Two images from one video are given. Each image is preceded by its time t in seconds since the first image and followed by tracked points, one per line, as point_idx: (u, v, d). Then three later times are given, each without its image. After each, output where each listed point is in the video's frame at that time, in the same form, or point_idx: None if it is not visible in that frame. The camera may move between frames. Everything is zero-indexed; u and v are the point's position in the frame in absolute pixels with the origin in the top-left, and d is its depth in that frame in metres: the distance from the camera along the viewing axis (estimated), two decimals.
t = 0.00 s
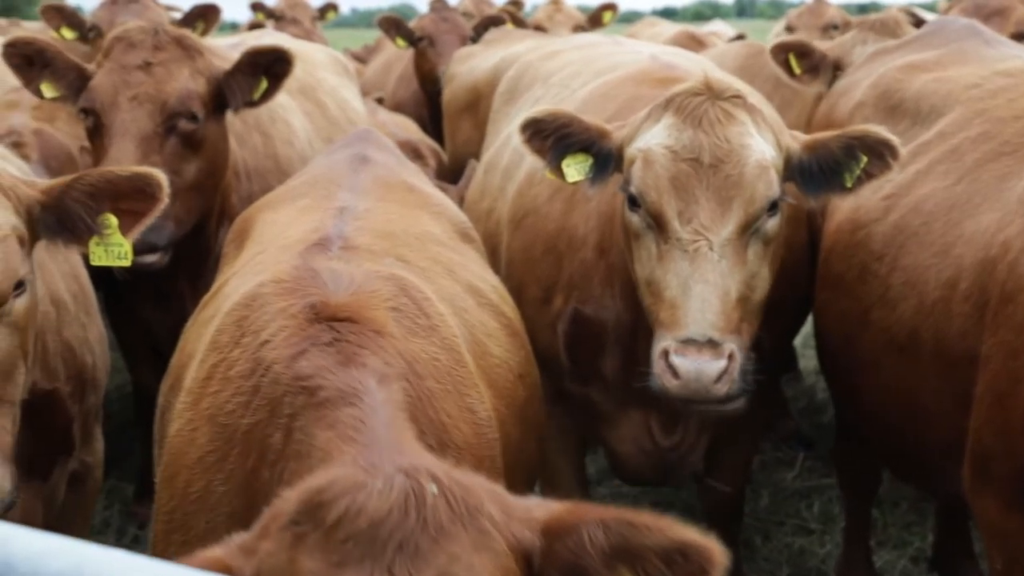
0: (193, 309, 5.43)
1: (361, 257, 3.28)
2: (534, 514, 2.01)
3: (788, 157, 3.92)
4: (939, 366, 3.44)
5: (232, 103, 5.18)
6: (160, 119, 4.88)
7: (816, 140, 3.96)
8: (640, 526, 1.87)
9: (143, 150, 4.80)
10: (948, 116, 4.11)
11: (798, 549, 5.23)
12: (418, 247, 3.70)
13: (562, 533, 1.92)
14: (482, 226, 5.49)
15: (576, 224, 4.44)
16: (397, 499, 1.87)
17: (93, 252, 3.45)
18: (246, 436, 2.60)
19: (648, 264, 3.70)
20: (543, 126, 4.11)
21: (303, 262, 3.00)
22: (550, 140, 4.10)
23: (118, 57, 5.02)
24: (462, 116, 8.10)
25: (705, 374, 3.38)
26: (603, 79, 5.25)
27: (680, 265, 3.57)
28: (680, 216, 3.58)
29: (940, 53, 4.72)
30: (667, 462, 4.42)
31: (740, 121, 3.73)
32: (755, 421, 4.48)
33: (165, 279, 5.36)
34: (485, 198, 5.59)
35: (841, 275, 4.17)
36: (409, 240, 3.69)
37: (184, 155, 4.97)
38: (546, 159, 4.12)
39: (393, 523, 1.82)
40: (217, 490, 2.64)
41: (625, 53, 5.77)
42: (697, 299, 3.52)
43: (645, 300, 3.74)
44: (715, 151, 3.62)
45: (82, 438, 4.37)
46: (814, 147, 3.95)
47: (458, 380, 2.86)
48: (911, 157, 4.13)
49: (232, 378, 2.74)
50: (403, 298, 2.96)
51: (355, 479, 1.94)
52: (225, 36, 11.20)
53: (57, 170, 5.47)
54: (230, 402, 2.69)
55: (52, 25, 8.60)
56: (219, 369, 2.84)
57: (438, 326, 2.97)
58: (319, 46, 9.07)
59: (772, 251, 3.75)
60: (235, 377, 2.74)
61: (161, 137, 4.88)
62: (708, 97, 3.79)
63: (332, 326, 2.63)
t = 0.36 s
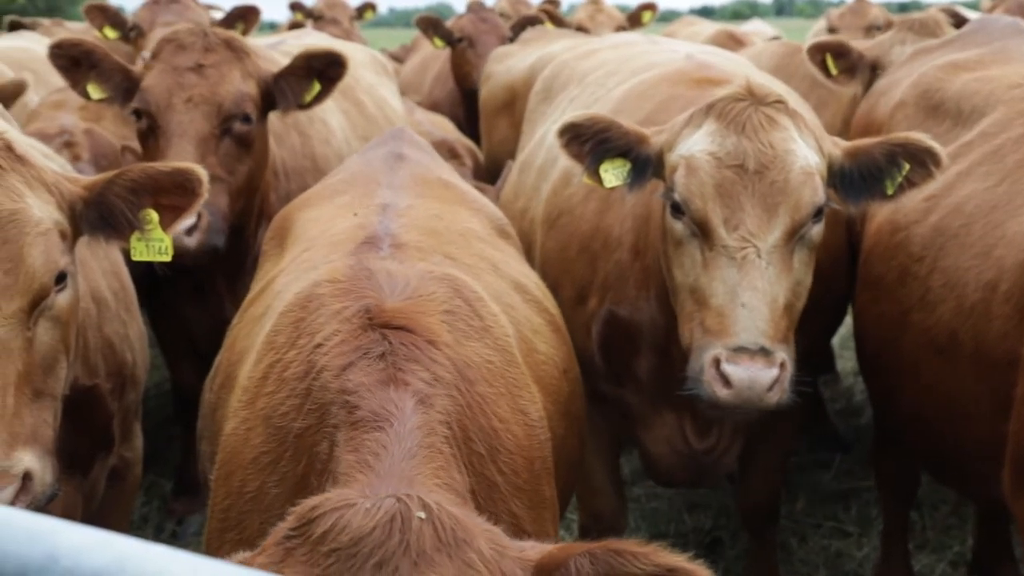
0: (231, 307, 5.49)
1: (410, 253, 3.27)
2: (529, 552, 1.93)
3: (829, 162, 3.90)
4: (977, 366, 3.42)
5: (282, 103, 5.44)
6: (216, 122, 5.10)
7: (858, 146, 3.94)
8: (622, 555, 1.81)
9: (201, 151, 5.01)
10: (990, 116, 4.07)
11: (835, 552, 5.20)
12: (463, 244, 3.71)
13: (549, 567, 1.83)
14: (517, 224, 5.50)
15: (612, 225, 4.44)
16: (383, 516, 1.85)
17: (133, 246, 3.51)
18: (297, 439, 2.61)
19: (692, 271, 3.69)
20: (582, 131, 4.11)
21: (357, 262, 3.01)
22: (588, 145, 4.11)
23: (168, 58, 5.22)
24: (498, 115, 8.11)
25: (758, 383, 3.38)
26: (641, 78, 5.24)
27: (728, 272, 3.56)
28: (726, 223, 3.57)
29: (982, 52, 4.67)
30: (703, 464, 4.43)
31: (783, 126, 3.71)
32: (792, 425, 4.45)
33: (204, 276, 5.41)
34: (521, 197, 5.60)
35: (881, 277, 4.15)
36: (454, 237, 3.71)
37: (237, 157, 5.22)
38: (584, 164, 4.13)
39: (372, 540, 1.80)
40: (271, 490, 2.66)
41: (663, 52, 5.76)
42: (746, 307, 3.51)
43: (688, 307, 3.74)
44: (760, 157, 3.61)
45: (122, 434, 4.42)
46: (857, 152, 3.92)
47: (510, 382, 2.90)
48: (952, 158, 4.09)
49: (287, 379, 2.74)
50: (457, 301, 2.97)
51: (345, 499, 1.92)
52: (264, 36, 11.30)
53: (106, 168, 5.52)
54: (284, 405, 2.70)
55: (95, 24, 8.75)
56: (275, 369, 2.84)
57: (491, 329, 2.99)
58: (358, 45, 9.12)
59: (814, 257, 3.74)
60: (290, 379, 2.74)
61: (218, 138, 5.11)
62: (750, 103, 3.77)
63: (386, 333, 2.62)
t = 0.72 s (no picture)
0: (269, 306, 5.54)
1: (447, 253, 3.29)
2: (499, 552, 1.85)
3: (864, 162, 3.87)
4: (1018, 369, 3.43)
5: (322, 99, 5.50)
6: (257, 121, 5.14)
7: (893, 146, 3.91)
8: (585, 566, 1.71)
9: (244, 151, 5.06)
10: None
11: (872, 555, 5.16)
12: (500, 242, 3.72)
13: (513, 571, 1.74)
14: (552, 223, 5.52)
15: (646, 225, 4.44)
16: (348, 518, 1.79)
17: (173, 243, 3.55)
18: (321, 432, 2.63)
19: (722, 271, 3.70)
20: (613, 129, 4.09)
21: (390, 259, 3.03)
22: (620, 144, 4.09)
23: (208, 59, 5.28)
24: (535, 114, 8.13)
25: (782, 388, 3.38)
26: (677, 77, 5.23)
27: (756, 273, 3.55)
28: (756, 223, 3.55)
29: None
30: (738, 466, 4.38)
31: (817, 125, 3.69)
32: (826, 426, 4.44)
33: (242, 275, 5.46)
34: (557, 196, 5.61)
35: (919, 279, 4.12)
36: (493, 235, 3.72)
37: (278, 156, 5.25)
38: (617, 163, 4.11)
39: (336, 543, 1.75)
40: (293, 483, 2.69)
41: (699, 51, 5.74)
42: (772, 308, 3.51)
43: (721, 307, 3.74)
44: (791, 156, 3.59)
45: (161, 430, 4.48)
46: (892, 153, 3.90)
47: (540, 380, 2.91)
48: (992, 158, 4.06)
49: (315, 372, 2.77)
50: (486, 299, 2.97)
51: (313, 498, 1.88)
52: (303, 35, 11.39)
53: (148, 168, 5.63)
54: (308, 398, 2.72)
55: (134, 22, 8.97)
56: (306, 364, 2.86)
57: (521, 327, 3.00)
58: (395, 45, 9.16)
59: (847, 256, 3.73)
60: (318, 371, 2.77)
61: (260, 137, 5.15)
62: (783, 102, 3.75)
63: (408, 332, 2.63)
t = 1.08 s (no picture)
0: (304, 304, 5.57)
1: (475, 249, 3.30)
2: None
3: (903, 163, 3.83)
4: None
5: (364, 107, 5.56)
6: (298, 125, 5.17)
7: (933, 146, 3.87)
8: None
9: (285, 155, 5.10)
10: None
11: (910, 558, 5.12)
12: (531, 238, 3.73)
13: None
14: (588, 222, 5.51)
15: (682, 224, 4.42)
16: None
17: (212, 243, 3.59)
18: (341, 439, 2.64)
19: (761, 271, 3.68)
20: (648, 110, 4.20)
21: (415, 260, 3.05)
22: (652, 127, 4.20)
23: (250, 61, 5.33)
24: (572, 114, 8.12)
25: (826, 387, 3.34)
26: (714, 76, 5.21)
27: (796, 273, 3.52)
28: (796, 222, 3.53)
29: None
30: (775, 468, 4.37)
31: (855, 124, 3.66)
32: (862, 428, 4.41)
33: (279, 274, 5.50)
34: (594, 195, 5.61)
35: (958, 280, 4.08)
36: (519, 230, 3.72)
37: (319, 158, 5.26)
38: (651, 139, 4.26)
39: None
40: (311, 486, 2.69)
41: (737, 51, 5.72)
42: (814, 308, 3.47)
43: (757, 308, 3.72)
44: (830, 156, 3.56)
45: (199, 428, 4.52)
46: (931, 152, 3.86)
47: (563, 387, 2.90)
48: None
49: (338, 374, 2.79)
50: (509, 305, 2.96)
51: None
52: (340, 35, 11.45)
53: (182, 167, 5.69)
54: (330, 403, 2.74)
55: (171, 24, 9.24)
56: (331, 366, 2.87)
57: (544, 333, 2.98)
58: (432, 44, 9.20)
59: (885, 257, 3.69)
60: (341, 374, 2.78)
61: (300, 141, 5.18)
62: (822, 101, 3.73)
63: (426, 349, 2.62)
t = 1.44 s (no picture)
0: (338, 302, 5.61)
1: (500, 245, 3.29)
2: None
3: (936, 164, 3.81)
4: None
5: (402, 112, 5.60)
6: (332, 122, 5.21)
7: (968, 148, 3.83)
8: None
9: (320, 152, 5.13)
10: None
11: (945, 562, 5.07)
12: (558, 231, 3.73)
13: None
14: (621, 221, 5.50)
15: (718, 225, 4.41)
16: None
17: (246, 243, 3.62)
18: (351, 462, 2.66)
19: (790, 272, 3.67)
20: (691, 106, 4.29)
21: (435, 265, 3.03)
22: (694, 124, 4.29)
23: (282, 61, 5.37)
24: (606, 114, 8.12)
25: (849, 389, 3.34)
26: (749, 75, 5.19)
27: (823, 274, 3.51)
28: (824, 223, 3.51)
29: None
30: (809, 471, 4.35)
31: (888, 126, 3.62)
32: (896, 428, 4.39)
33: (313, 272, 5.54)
34: (627, 194, 5.61)
35: (994, 281, 4.04)
36: (548, 223, 3.73)
37: (353, 157, 5.31)
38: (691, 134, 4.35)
39: None
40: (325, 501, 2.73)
41: (772, 50, 5.69)
42: (839, 309, 3.47)
43: (787, 310, 3.70)
44: (862, 156, 3.53)
45: (233, 426, 4.56)
46: (966, 155, 3.82)
47: (577, 395, 2.86)
48: None
49: (352, 388, 2.79)
50: (524, 316, 2.92)
51: None
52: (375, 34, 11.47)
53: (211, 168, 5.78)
54: (343, 420, 2.75)
55: (203, 30, 9.17)
56: (346, 375, 2.88)
57: (560, 342, 2.94)
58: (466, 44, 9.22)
59: (918, 259, 3.66)
60: (354, 389, 2.79)
61: (335, 139, 5.22)
62: (855, 102, 3.69)
63: (432, 382, 2.63)
